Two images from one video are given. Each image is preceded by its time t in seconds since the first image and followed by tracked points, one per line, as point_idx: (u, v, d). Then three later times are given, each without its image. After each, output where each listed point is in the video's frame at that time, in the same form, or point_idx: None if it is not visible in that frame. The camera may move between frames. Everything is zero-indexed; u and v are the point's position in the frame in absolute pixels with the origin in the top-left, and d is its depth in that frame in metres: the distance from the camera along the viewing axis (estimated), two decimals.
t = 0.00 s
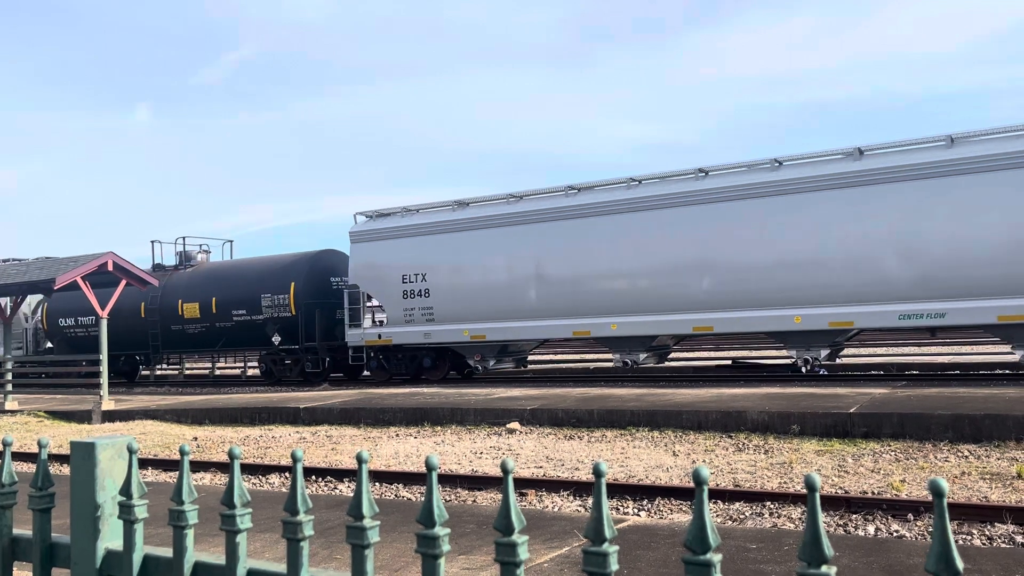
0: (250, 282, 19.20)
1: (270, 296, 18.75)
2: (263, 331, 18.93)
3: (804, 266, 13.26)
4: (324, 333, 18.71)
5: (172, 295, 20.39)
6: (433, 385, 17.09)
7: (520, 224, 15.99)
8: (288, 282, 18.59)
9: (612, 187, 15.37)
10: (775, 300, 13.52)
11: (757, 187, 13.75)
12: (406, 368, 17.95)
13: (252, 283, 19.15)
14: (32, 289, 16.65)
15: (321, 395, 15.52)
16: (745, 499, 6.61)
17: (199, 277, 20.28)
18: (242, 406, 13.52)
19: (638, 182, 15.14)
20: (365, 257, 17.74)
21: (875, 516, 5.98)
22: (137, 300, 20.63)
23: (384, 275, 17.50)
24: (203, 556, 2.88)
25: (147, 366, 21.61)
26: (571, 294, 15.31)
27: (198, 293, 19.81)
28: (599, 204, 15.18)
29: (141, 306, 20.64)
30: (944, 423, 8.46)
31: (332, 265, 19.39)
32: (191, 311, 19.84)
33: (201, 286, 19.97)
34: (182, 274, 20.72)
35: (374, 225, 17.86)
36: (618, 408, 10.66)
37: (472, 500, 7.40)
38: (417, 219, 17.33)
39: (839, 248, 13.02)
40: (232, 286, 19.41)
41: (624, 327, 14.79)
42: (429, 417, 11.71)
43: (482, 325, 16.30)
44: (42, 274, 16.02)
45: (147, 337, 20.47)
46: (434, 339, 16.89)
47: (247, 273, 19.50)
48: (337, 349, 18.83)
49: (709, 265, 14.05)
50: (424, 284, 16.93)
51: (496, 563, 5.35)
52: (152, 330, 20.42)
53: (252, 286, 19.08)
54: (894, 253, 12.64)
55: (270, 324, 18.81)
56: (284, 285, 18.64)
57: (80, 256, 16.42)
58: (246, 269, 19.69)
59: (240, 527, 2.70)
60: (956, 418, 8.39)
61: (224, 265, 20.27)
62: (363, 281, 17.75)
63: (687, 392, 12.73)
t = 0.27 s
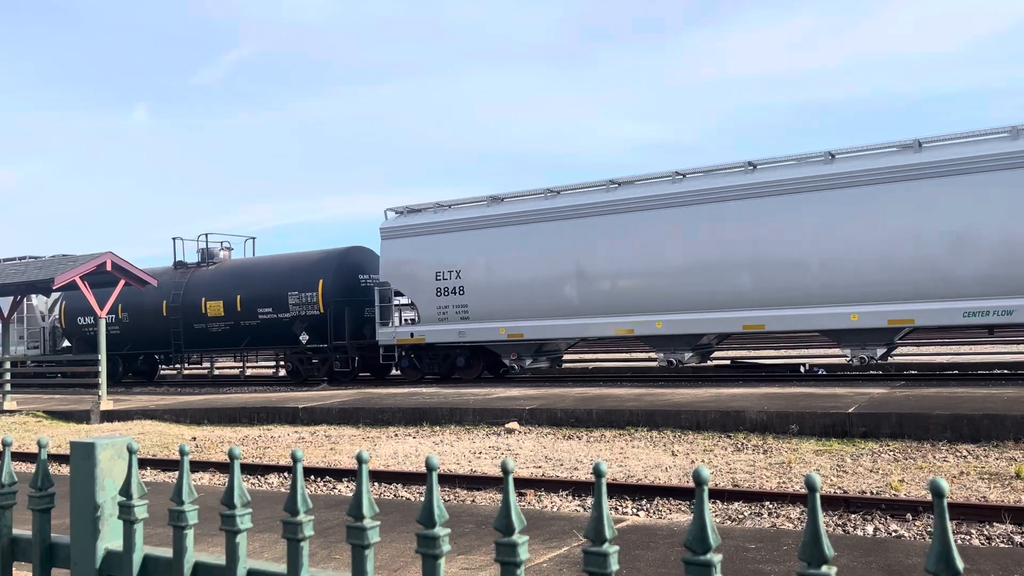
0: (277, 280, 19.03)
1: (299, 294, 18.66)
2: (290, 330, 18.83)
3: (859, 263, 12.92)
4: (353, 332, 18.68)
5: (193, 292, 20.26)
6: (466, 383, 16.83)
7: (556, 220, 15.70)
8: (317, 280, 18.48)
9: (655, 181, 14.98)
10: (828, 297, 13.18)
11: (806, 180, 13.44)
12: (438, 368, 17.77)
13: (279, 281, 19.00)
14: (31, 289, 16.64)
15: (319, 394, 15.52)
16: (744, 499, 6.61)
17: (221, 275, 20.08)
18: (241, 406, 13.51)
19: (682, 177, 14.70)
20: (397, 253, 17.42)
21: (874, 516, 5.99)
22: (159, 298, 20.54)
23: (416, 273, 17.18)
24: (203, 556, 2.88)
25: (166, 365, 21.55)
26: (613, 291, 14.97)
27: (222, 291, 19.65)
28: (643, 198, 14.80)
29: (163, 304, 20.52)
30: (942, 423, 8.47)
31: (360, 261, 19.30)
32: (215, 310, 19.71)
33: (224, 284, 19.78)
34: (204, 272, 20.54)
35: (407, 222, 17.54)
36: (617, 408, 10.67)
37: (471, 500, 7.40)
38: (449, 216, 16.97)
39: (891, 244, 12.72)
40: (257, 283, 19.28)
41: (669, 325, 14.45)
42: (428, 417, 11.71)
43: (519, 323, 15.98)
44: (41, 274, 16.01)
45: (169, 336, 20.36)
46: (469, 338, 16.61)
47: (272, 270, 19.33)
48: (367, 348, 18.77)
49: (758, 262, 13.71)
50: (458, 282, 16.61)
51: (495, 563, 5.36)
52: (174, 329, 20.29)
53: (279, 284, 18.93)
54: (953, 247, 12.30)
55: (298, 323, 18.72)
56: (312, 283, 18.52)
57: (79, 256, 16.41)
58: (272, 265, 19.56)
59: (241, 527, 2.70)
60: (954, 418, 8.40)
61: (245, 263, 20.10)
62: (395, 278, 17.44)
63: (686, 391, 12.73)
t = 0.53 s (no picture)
0: (311, 277, 18.94)
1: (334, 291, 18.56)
2: (327, 327, 18.72)
3: (928, 258, 12.56)
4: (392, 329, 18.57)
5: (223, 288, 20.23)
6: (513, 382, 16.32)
7: (604, 215, 15.44)
8: (355, 277, 18.37)
9: (713, 173, 14.61)
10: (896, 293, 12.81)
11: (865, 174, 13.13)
12: (481, 367, 17.31)
13: (315, 278, 18.89)
14: (29, 289, 16.63)
15: (318, 395, 15.52)
16: (742, 499, 6.63)
17: (252, 272, 20.01)
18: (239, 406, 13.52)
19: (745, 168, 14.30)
20: (439, 249, 17.26)
21: (872, 515, 6.00)
22: (188, 296, 20.58)
23: (461, 270, 16.99)
24: (202, 556, 2.89)
25: (194, 364, 21.62)
26: (669, 288, 14.62)
27: (255, 288, 19.57)
28: (701, 191, 14.45)
29: (192, 302, 20.49)
30: (940, 423, 8.48)
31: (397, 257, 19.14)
32: (247, 308, 19.64)
33: (255, 282, 19.70)
34: (234, 269, 20.43)
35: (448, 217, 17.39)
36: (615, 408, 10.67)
37: (470, 500, 7.40)
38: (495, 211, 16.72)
39: (952, 242, 12.44)
40: (291, 280, 19.20)
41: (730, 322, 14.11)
42: (427, 417, 11.71)
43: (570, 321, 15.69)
44: (39, 274, 16.00)
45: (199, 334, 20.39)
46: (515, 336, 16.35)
47: (306, 267, 19.25)
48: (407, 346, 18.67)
49: (831, 257, 13.31)
50: (505, 279, 16.40)
51: (494, 563, 5.36)
52: (204, 327, 20.31)
53: (316, 281, 18.83)
54: None
55: (335, 321, 18.60)
56: (349, 280, 18.42)
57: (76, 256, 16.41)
58: (306, 262, 19.46)
59: (240, 528, 2.71)
60: (953, 417, 8.41)
61: (277, 260, 20.00)
62: (441, 275, 17.22)
63: (685, 391, 12.74)
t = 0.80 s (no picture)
0: (341, 275, 18.90)
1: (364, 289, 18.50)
2: (358, 326, 18.68)
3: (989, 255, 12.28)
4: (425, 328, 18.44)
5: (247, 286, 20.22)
6: (548, 382, 16.10)
7: (655, 209, 15.12)
8: (386, 275, 18.30)
9: (766, 167, 14.33)
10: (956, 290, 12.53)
11: (923, 167, 12.82)
12: (517, 366, 17.10)
13: (344, 276, 18.84)
14: (28, 289, 16.64)
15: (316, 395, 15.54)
16: (741, 498, 6.64)
17: (278, 270, 19.98)
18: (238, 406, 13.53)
19: (800, 161, 14.02)
20: (475, 246, 17.07)
21: (871, 514, 6.02)
22: (211, 293, 20.54)
23: (498, 268, 16.80)
24: (202, 555, 2.90)
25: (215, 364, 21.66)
26: (718, 285, 14.36)
27: (282, 286, 19.54)
28: (754, 184, 14.17)
29: (215, 299, 20.47)
30: (939, 422, 8.50)
31: (430, 255, 19.05)
32: (274, 306, 19.59)
33: (282, 279, 19.68)
34: (259, 266, 20.42)
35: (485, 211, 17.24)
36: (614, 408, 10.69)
37: (469, 500, 7.41)
38: (536, 207, 16.48)
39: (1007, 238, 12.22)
40: (320, 278, 19.16)
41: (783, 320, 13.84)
42: (426, 417, 11.72)
43: (613, 319, 15.44)
44: (38, 274, 16.01)
45: (223, 333, 20.36)
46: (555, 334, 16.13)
47: (334, 265, 19.21)
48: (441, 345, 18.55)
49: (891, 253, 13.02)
50: (545, 276, 16.20)
51: (492, 563, 5.38)
52: (228, 326, 20.28)
53: (345, 279, 18.78)
54: None
55: (366, 319, 18.56)
56: (379, 278, 18.36)
57: (75, 256, 16.41)
58: (334, 260, 19.42)
59: (240, 528, 2.72)
60: (951, 417, 8.43)
61: (304, 258, 19.95)
62: (478, 273, 17.03)
63: (683, 391, 12.75)
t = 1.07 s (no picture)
0: (380, 272, 18.82)
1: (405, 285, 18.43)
2: (398, 323, 18.62)
3: None
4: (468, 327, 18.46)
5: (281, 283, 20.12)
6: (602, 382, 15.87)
7: (710, 201, 14.81)
8: (429, 271, 18.20)
9: (832, 158, 14.02)
10: None
11: (989, 159, 12.57)
12: (567, 364, 16.81)
13: (384, 272, 18.77)
14: (26, 289, 16.62)
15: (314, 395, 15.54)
16: (739, 498, 6.64)
17: (315, 267, 19.90)
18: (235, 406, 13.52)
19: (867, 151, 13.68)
20: (522, 241, 16.78)
21: (868, 513, 6.02)
22: (245, 290, 20.43)
23: (547, 263, 16.50)
24: (197, 554, 2.89)
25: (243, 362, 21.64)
26: (783, 280, 14.08)
27: (319, 283, 19.44)
28: (821, 176, 13.84)
29: (249, 297, 20.37)
30: (936, 421, 8.51)
31: (470, 252, 19.01)
32: (310, 303, 19.50)
33: (319, 276, 19.60)
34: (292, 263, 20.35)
35: (535, 205, 16.87)
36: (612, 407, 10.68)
37: (467, 500, 7.41)
38: (588, 200, 16.13)
39: None
40: (359, 275, 19.08)
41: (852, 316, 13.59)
42: (424, 416, 11.72)
43: (670, 315, 15.17)
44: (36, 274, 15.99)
45: (257, 332, 20.27)
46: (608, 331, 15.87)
47: (373, 262, 19.14)
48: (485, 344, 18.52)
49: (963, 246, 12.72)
50: (597, 271, 15.90)
51: (490, 562, 5.38)
52: (261, 324, 20.18)
53: (386, 276, 18.69)
54: None
55: (406, 316, 18.50)
56: (422, 274, 18.27)
57: (74, 256, 16.39)
58: (372, 257, 19.34)
59: (235, 526, 2.72)
60: (949, 416, 8.44)
61: (340, 255, 19.86)
62: (525, 268, 16.74)
63: (682, 391, 12.76)
